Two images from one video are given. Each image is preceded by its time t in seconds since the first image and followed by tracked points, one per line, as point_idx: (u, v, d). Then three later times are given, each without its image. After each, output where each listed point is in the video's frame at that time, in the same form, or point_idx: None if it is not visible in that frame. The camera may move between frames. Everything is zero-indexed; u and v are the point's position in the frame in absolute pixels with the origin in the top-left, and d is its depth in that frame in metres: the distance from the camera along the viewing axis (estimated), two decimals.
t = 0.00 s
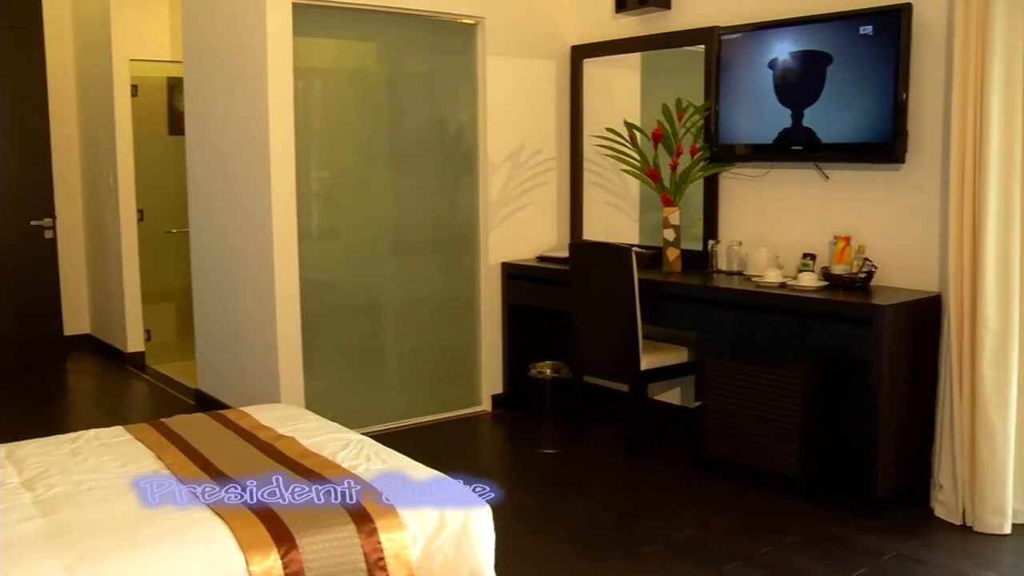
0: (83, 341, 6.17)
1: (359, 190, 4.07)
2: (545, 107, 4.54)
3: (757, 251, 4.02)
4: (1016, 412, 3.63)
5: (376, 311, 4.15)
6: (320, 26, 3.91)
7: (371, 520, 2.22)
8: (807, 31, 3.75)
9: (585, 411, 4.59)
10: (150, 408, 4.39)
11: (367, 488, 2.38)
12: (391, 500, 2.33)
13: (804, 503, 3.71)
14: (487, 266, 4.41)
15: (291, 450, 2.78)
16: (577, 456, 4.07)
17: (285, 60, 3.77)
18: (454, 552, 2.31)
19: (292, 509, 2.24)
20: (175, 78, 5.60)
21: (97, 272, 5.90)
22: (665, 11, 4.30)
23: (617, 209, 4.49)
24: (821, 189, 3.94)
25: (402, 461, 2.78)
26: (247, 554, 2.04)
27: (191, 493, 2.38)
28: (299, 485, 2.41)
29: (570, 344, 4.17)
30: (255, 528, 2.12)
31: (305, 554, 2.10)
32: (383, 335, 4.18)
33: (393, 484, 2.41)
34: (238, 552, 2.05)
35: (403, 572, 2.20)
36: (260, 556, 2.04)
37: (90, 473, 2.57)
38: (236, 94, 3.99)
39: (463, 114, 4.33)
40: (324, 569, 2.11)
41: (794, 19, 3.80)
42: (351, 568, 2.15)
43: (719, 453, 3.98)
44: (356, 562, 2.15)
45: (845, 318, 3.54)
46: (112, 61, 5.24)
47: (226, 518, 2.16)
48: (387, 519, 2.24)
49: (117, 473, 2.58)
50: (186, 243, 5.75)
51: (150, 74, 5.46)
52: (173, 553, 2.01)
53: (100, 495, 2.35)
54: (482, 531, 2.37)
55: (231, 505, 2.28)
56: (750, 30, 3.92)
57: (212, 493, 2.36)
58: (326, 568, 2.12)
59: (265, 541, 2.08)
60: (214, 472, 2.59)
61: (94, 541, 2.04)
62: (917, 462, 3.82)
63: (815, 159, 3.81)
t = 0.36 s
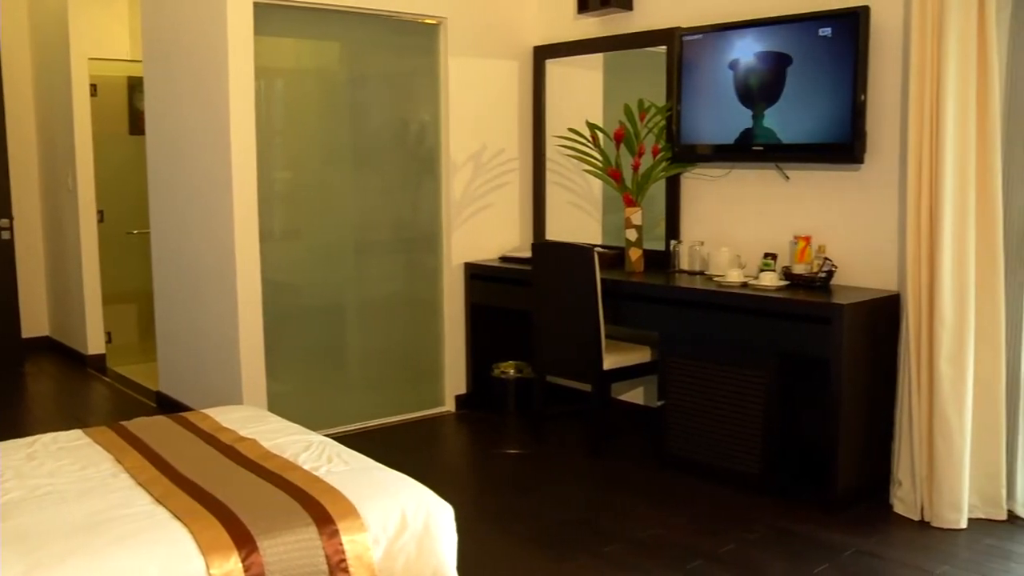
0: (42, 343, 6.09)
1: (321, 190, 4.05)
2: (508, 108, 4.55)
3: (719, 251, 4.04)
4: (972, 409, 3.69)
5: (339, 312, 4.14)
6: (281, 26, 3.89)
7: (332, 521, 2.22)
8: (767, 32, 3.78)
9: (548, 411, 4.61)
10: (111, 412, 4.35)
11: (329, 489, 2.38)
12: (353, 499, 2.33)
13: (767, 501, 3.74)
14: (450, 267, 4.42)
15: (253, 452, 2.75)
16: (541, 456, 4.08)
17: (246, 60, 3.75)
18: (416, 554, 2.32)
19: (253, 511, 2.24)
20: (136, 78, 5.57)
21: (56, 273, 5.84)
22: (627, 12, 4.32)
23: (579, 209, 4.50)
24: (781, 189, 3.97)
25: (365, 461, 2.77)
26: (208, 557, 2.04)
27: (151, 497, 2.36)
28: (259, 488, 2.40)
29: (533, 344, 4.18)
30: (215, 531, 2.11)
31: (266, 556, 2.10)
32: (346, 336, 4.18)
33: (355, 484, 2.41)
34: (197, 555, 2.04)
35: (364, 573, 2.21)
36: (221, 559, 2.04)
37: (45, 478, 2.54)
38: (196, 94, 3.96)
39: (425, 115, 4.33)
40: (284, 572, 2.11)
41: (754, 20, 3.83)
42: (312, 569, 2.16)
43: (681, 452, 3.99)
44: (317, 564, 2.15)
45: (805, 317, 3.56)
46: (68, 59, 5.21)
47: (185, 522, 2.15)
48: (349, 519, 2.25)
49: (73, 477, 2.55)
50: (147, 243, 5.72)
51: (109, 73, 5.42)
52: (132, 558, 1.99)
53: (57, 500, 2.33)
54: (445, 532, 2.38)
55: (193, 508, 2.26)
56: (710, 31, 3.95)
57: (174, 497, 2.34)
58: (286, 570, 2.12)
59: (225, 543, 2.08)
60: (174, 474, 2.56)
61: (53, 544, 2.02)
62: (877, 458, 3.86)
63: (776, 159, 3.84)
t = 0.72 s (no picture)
0: None
1: (275, 190, 4.03)
2: (462, 107, 4.56)
3: (672, 250, 4.07)
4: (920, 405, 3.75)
5: (293, 313, 4.12)
6: (233, 24, 3.85)
7: (284, 523, 2.21)
8: (720, 34, 3.81)
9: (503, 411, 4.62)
10: (61, 416, 4.30)
11: (280, 491, 2.36)
12: (306, 502, 2.32)
13: (722, 499, 3.76)
14: (402, 268, 4.42)
15: (204, 455, 2.72)
16: (496, 456, 4.08)
17: (198, 60, 3.72)
18: (370, 555, 2.32)
19: (202, 514, 2.22)
20: (85, 76, 5.53)
21: (4, 274, 5.75)
22: (580, 12, 4.33)
23: (534, 210, 4.52)
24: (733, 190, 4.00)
25: (318, 463, 2.76)
26: (158, 561, 2.02)
27: (99, 502, 2.33)
28: (209, 491, 2.38)
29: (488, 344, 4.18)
30: (165, 535, 2.09)
31: (217, 559, 2.08)
32: (300, 337, 4.16)
33: (307, 486, 2.40)
34: (147, 560, 2.02)
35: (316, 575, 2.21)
36: (171, 563, 2.02)
37: None
38: (147, 93, 3.93)
39: (379, 115, 4.32)
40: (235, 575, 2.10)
41: (706, 21, 3.86)
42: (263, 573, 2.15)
43: (636, 450, 4.00)
44: (268, 567, 2.14)
45: (757, 315, 3.58)
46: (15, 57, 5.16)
47: (135, 527, 2.13)
48: (301, 522, 2.24)
49: (18, 482, 2.51)
50: (97, 245, 5.66)
51: (58, 70, 5.38)
52: (78, 563, 1.97)
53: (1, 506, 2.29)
54: (397, 532, 2.39)
55: (142, 512, 2.24)
56: (663, 32, 3.97)
57: (123, 501, 2.31)
58: (237, 573, 2.10)
59: (176, 548, 2.06)
60: (123, 478, 2.53)
61: None
62: (829, 455, 3.90)
63: (729, 159, 3.87)
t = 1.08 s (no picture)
0: None
1: (224, 191, 3.99)
2: (413, 107, 4.56)
3: (622, 250, 4.09)
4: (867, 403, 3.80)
5: (244, 314, 4.10)
6: (179, 24, 3.81)
7: (232, 527, 2.20)
8: (669, 35, 3.84)
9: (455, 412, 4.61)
10: (5, 421, 4.24)
11: (227, 494, 2.34)
12: (254, 505, 2.31)
13: (673, 497, 3.78)
14: (353, 269, 4.41)
15: (152, 457, 2.68)
16: (448, 457, 4.09)
17: (144, 60, 3.68)
18: (318, 557, 2.33)
19: (147, 518, 2.19)
20: (29, 74, 5.49)
21: None
22: (530, 12, 4.34)
23: (485, 210, 4.52)
24: (682, 190, 4.02)
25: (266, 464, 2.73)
26: (102, 568, 2.00)
27: (41, 508, 2.30)
28: (152, 495, 2.35)
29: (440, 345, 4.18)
30: (109, 540, 2.07)
31: (163, 564, 2.06)
32: (251, 338, 4.13)
33: (256, 488, 2.38)
34: (91, 565, 2.00)
35: None
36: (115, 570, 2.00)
37: None
38: (92, 93, 3.88)
39: (329, 115, 4.30)
40: None
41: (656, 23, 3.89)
42: None
43: (588, 450, 4.01)
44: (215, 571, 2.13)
45: (707, 314, 3.61)
46: None
47: (78, 533, 2.10)
48: (249, 525, 2.23)
49: None
50: (42, 246, 5.59)
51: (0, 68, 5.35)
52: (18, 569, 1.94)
53: None
54: (346, 534, 2.40)
55: (86, 517, 2.21)
56: (613, 33, 3.99)
57: (65, 507, 2.28)
58: None
59: (121, 553, 2.04)
60: (67, 482, 2.49)
61: None
62: (779, 452, 3.93)
63: (678, 159, 3.89)
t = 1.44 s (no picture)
0: None
1: (176, 191, 3.95)
2: (367, 107, 4.55)
3: (577, 250, 4.06)
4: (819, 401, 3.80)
5: (196, 316, 4.06)
6: (130, 22, 3.76)
7: (183, 531, 2.18)
8: (623, 36, 3.85)
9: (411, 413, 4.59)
10: None
11: (178, 498, 2.32)
12: (205, 508, 2.29)
13: (627, 495, 3.79)
14: (308, 270, 4.39)
15: (101, 461, 2.62)
16: (404, 457, 4.08)
17: (93, 59, 3.64)
18: (271, 560, 2.33)
19: (93, 523, 2.16)
20: None
21: None
22: (485, 13, 4.34)
23: (440, 211, 4.52)
24: (636, 190, 4.03)
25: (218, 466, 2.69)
26: None
27: None
28: (95, 500, 2.32)
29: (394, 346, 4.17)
30: (55, 547, 2.04)
31: (111, 570, 2.04)
32: (204, 340, 4.10)
33: (207, 491, 2.36)
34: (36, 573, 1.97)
35: None
36: None
37: None
38: (39, 93, 3.82)
39: (283, 115, 4.28)
40: None
41: (609, 24, 3.90)
42: None
43: (543, 449, 4.01)
44: None
45: (660, 314, 3.62)
46: None
47: (22, 540, 2.06)
48: (199, 529, 2.21)
49: None
50: None
51: None
52: None
53: None
54: (298, 535, 2.39)
55: (31, 524, 2.17)
56: (566, 34, 4.00)
57: (11, 514, 2.23)
58: None
59: (68, 559, 2.01)
60: (11, 488, 2.43)
61: None
62: (733, 450, 3.94)
63: (632, 159, 3.90)
